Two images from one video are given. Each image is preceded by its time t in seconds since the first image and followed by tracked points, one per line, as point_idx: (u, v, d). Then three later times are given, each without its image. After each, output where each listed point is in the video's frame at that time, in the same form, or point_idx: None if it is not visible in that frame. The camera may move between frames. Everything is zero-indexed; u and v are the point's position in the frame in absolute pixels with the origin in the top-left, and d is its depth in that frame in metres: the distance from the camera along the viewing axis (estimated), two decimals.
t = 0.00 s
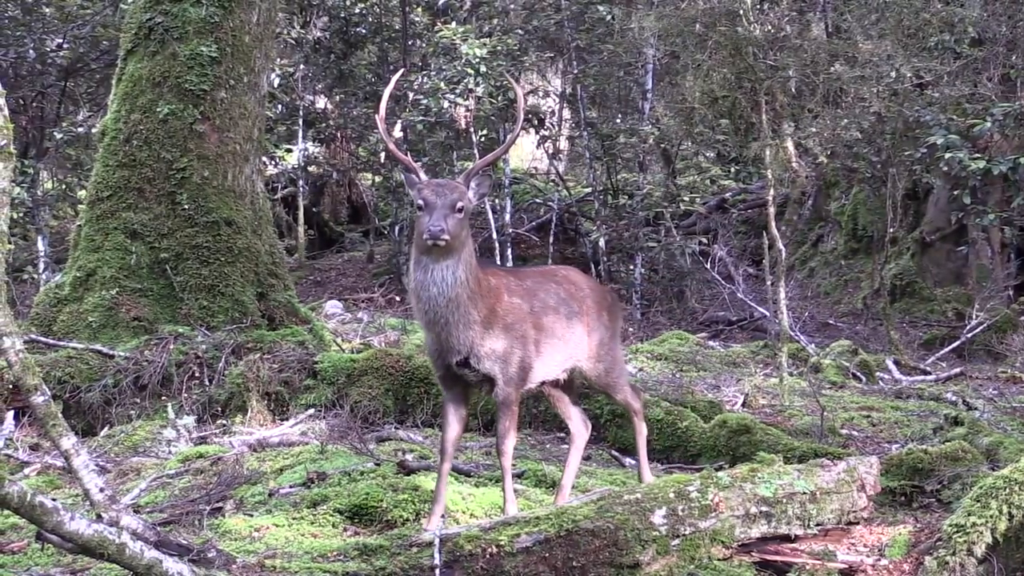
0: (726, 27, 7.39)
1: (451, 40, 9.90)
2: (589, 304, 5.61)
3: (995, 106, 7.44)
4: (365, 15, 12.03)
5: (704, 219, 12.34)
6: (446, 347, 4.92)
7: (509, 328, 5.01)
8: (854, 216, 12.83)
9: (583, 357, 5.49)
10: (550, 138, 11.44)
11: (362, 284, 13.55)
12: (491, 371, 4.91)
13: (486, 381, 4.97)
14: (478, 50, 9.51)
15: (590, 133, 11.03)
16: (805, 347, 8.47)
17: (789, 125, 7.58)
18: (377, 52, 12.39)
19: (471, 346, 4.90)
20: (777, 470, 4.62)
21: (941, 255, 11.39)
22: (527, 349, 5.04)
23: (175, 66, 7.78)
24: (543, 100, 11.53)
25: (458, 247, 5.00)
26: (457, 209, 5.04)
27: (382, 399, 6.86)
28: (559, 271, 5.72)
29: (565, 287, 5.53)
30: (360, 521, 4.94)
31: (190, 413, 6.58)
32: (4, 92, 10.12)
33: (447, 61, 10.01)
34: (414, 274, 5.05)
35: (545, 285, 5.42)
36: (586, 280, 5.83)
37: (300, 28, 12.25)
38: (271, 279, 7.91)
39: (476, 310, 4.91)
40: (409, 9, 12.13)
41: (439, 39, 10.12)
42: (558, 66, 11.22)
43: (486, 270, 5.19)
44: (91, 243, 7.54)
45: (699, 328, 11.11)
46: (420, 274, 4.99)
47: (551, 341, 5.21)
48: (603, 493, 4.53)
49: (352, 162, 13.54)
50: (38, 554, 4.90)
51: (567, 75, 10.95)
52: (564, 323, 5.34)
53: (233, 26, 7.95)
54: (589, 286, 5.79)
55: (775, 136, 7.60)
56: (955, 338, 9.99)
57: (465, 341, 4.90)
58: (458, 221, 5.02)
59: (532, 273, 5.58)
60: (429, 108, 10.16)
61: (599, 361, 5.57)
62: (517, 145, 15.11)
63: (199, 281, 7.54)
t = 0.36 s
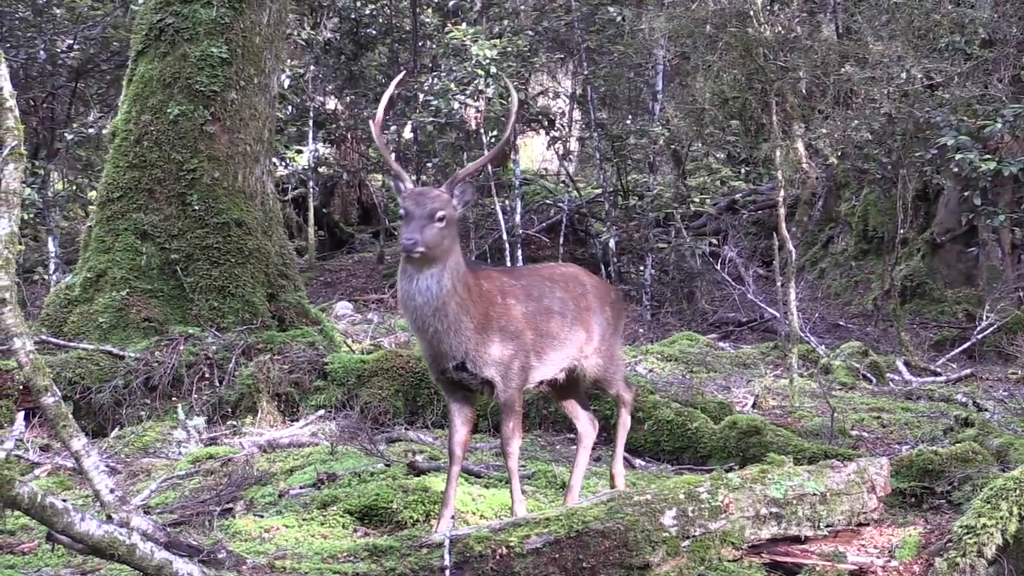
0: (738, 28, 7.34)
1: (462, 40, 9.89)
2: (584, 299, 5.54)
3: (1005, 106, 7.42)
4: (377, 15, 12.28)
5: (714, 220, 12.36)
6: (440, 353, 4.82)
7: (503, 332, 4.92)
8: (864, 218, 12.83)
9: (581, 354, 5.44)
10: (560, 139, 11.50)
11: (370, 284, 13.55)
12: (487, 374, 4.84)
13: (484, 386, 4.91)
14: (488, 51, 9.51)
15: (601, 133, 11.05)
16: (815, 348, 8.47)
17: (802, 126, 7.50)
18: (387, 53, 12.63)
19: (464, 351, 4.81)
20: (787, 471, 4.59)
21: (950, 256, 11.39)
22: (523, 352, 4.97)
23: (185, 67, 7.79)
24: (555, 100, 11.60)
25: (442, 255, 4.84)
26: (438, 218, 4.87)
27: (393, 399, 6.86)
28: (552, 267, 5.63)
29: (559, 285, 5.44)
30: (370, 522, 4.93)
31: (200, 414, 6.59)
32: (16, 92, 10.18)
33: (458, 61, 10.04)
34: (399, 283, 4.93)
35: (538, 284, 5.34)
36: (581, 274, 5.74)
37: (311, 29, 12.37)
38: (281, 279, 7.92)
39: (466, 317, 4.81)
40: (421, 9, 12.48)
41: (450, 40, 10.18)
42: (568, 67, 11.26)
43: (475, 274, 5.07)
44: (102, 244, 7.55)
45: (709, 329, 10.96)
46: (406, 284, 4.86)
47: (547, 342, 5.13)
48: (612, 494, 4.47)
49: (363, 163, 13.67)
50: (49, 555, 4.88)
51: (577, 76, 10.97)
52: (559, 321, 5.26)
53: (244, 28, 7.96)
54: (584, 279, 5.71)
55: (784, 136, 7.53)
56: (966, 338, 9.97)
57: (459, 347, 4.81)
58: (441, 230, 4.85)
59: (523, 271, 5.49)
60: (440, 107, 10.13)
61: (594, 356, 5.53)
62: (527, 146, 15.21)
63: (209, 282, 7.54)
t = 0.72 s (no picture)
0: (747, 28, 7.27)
1: (472, 41, 9.95)
2: (584, 295, 5.50)
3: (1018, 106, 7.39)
4: (386, 16, 12.36)
5: (724, 220, 12.34)
6: (429, 358, 4.86)
7: (491, 330, 4.92)
8: (876, 218, 12.80)
9: (584, 348, 5.39)
10: (570, 139, 11.51)
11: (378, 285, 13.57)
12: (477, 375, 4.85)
13: (480, 386, 4.91)
14: (497, 51, 9.53)
15: (611, 134, 11.09)
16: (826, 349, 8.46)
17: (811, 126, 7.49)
18: (397, 53, 12.69)
19: (452, 355, 4.84)
20: (797, 472, 4.55)
21: (962, 256, 11.36)
22: (515, 349, 4.95)
23: (195, 68, 7.81)
24: (564, 101, 11.57)
25: (409, 261, 4.89)
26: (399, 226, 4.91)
27: (402, 400, 6.79)
28: (550, 267, 5.61)
29: (556, 283, 5.42)
30: (380, 522, 4.94)
31: (210, 414, 6.62)
32: (26, 93, 10.18)
33: (468, 63, 10.06)
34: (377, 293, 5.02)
35: (532, 283, 5.32)
36: (583, 271, 5.70)
37: (321, 29, 12.43)
38: (291, 280, 7.92)
39: (445, 319, 4.83)
40: (431, 11, 12.53)
41: (459, 40, 10.21)
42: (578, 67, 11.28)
43: (460, 277, 5.09)
44: (112, 245, 7.57)
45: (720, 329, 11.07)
46: (381, 293, 4.94)
47: (543, 337, 5.10)
48: (622, 495, 4.45)
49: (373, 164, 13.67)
50: (60, 555, 4.90)
51: (587, 77, 10.99)
52: (554, 317, 5.23)
53: (253, 28, 7.95)
54: (586, 276, 5.67)
55: (795, 138, 7.47)
56: (978, 338, 9.96)
57: (446, 351, 4.84)
58: (404, 237, 4.89)
59: (519, 271, 5.48)
60: (451, 109, 10.10)
61: (599, 353, 5.48)
62: (537, 147, 15.31)
63: (220, 283, 7.55)
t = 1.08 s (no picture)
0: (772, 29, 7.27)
1: (496, 42, 10.00)
2: (605, 297, 5.45)
3: None
4: (410, 18, 12.43)
5: (749, 221, 12.35)
6: (440, 357, 4.91)
7: (504, 331, 4.91)
8: (899, 219, 12.81)
9: (606, 350, 5.33)
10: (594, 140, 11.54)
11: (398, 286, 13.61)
12: (488, 375, 4.86)
13: (488, 383, 4.90)
14: (520, 52, 9.65)
15: (635, 135, 11.15)
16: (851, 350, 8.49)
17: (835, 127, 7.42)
18: (421, 55, 12.69)
19: (462, 355, 4.87)
20: (821, 474, 4.47)
21: (988, 257, 11.34)
22: (523, 346, 4.92)
23: (220, 70, 7.82)
24: (589, 102, 11.63)
25: (413, 257, 4.99)
26: (403, 222, 5.02)
27: (426, 401, 6.79)
28: (573, 268, 5.58)
29: (576, 285, 5.38)
30: (404, 523, 4.94)
31: (234, 415, 6.63)
32: (50, 95, 10.17)
33: (493, 64, 10.06)
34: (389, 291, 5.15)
35: (551, 285, 5.30)
36: (606, 272, 5.66)
37: (345, 31, 12.51)
38: (315, 281, 7.90)
39: (450, 315, 4.88)
40: (455, 12, 12.60)
41: (484, 42, 10.21)
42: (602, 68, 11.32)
43: (475, 277, 5.12)
44: (137, 246, 7.61)
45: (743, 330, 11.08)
46: (391, 290, 5.06)
47: (554, 335, 5.04)
48: (647, 496, 4.38)
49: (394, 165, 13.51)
50: (83, 556, 4.88)
51: (610, 78, 11.03)
52: (573, 318, 5.18)
53: (277, 30, 7.96)
54: (609, 277, 5.62)
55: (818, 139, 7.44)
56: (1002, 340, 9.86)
57: (457, 351, 4.87)
58: (407, 233, 5.00)
59: (541, 272, 5.46)
60: (474, 111, 10.12)
61: (620, 355, 5.42)
62: (560, 149, 15.36)
63: (244, 284, 7.56)
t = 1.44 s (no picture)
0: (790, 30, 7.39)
1: (511, 44, 10.03)
2: (619, 299, 5.45)
3: None
4: (425, 19, 12.47)
5: (763, 222, 12.37)
6: (455, 359, 4.90)
7: (519, 333, 4.90)
8: (915, 221, 12.81)
9: (619, 352, 5.33)
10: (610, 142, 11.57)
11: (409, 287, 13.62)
12: (503, 377, 4.85)
13: (503, 384, 4.88)
14: (536, 54, 9.63)
15: (650, 136, 11.19)
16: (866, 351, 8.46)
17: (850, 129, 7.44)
18: (436, 56, 12.78)
19: (477, 357, 4.86)
20: (836, 474, 4.41)
21: (1004, 258, 11.31)
22: (538, 347, 4.91)
23: (234, 71, 7.84)
24: (604, 103, 11.67)
25: (428, 258, 5.00)
26: (418, 224, 5.02)
27: (441, 402, 6.79)
28: (587, 270, 5.59)
29: (590, 287, 5.38)
30: (419, 525, 4.93)
31: (249, 417, 6.64)
32: (66, 97, 10.36)
33: (507, 66, 10.10)
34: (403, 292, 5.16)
35: (566, 287, 5.30)
36: (620, 274, 5.66)
37: (360, 32, 12.56)
38: (330, 283, 7.90)
39: (465, 317, 4.87)
40: (470, 14, 12.63)
41: (498, 44, 10.26)
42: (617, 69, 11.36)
43: (490, 279, 5.11)
44: (151, 247, 7.62)
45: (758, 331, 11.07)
46: (406, 291, 5.06)
47: (569, 336, 5.03)
48: (661, 496, 4.30)
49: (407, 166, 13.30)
50: (98, 558, 4.86)
51: (625, 79, 11.07)
52: (588, 320, 5.18)
53: (292, 31, 7.97)
54: (623, 279, 5.63)
55: (833, 139, 7.47)
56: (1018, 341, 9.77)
57: (472, 353, 4.86)
58: (423, 235, 5.01)
59: (556, 274, 5.46)
60: (489, 112, 10.13)
61: (633, 357, 5.42)
62: (575, 151, 15.40)
63: (259, 285, 7.56)
